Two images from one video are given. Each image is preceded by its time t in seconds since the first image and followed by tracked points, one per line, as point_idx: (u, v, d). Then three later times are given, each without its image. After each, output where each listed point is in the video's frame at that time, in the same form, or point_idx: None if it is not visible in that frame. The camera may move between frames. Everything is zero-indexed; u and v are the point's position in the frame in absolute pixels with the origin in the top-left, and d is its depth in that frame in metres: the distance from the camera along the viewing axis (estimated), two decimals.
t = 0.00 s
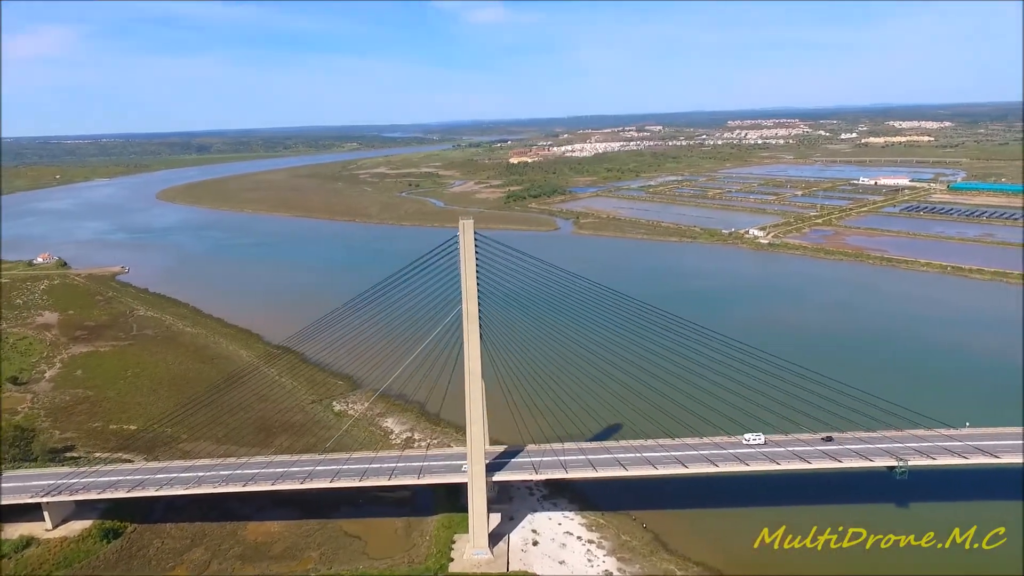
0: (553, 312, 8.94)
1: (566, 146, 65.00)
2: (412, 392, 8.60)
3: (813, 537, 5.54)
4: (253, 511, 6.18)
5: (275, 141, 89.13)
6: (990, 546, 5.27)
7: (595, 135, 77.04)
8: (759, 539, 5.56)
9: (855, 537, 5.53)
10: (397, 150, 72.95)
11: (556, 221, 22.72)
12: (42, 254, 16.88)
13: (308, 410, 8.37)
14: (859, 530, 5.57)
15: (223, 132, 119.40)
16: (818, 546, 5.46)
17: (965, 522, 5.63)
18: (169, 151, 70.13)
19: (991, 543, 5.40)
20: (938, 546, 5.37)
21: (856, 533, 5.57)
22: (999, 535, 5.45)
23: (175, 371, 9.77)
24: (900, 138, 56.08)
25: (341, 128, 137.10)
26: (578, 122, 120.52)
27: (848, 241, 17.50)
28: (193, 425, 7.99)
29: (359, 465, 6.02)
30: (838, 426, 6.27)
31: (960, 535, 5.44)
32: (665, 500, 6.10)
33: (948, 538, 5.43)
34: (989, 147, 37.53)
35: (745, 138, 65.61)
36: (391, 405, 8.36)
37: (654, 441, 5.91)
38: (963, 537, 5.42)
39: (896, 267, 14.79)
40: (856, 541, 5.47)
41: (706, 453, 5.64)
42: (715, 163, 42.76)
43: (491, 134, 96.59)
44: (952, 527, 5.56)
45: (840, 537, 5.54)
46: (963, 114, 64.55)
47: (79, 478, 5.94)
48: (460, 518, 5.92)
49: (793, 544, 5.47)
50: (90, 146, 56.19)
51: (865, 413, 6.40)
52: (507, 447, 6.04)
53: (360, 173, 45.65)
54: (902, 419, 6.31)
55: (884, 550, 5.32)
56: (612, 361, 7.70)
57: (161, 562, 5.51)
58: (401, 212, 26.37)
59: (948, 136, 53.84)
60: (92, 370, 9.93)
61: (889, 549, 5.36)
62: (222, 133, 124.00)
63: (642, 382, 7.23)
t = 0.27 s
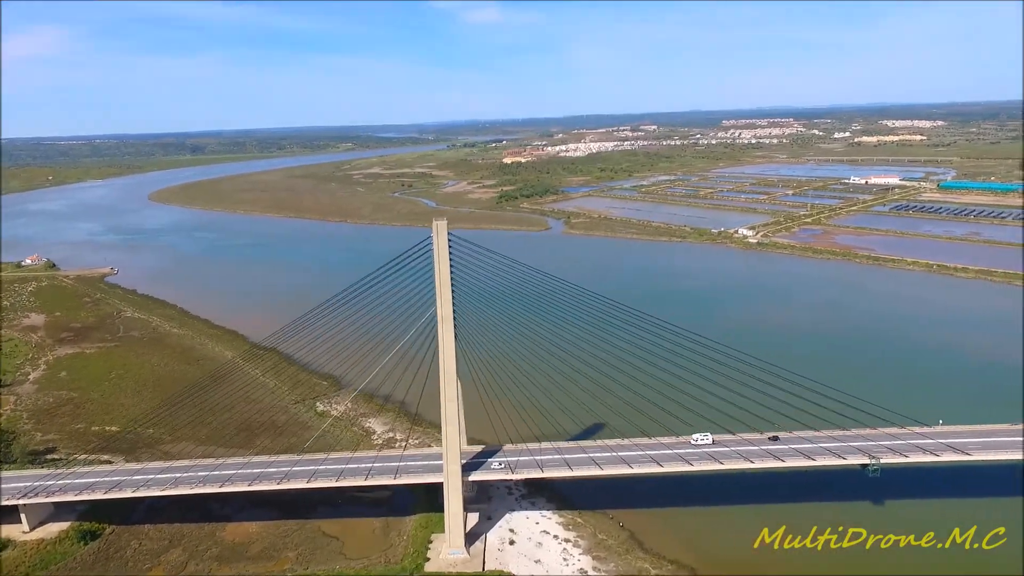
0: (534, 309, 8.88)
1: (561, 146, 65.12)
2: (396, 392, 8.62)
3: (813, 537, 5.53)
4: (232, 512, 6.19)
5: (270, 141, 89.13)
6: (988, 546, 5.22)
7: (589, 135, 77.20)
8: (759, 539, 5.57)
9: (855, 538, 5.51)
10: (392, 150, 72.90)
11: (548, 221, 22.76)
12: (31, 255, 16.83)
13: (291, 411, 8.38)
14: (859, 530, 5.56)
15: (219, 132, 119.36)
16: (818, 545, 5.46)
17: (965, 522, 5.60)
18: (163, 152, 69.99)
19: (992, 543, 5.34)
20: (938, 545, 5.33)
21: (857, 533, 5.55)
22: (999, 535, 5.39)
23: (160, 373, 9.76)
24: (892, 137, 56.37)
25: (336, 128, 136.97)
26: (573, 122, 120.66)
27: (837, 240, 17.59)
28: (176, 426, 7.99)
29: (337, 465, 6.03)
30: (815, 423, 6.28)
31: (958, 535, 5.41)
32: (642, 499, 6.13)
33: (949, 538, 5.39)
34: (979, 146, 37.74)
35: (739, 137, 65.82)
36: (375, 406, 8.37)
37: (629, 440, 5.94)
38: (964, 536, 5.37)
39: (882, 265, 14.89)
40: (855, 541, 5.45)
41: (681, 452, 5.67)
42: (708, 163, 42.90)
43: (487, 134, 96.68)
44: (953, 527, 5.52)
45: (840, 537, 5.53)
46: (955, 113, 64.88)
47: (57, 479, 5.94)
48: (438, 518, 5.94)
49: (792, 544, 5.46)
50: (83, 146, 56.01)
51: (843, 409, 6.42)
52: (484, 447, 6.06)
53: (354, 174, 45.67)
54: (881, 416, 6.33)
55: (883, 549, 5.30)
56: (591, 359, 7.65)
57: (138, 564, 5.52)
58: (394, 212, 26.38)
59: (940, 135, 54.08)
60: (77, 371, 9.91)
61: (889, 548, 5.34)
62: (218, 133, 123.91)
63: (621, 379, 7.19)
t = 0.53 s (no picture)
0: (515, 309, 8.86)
1: (557, 146, 65.16)
2: (380, 393, 8.65)
3: (813, 537, 5.54)
4: (213, 512, 6.21)
5: (267, 142, 89.13)
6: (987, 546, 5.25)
7: (586, 135, 77.24)
8: (759, 539, 5.58)
9: (855, 537, 5.51)
10: (388, 150, 72.91)
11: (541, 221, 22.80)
12: (22, 257, 16.83)
13: (276, 412, 8.40)
14: (859, 530, 5.56)
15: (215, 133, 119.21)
16: (818, 545, 5.47)
17: (965, 521, 5.62)
18: (160, 154, 70.04)
19: (991, 543, 5.37)
20: (938, 546, 5.35)
21: (856, 532, 5.56)
22: (999, 535, 5.41)
23: (146, 374, 9.78)
24: (888, 136, 56.45)
25: (333, 128, 136.90)
26: (570, 122, 120.71)
27: (827, 239, 17.66)
28: (160, 427, 8.01)
29: (316, 465, 6.05)
30: (793, 422, 6.32)
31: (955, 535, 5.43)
32: (621, 498, 6.16)
33: (948, 539, 5.39)
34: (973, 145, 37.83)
35: (735, 136, 65.90)
36: (360, 406, 8.40)
37: (605, 439, 5.97)
38: (963, 537, 5.37)
39: (870, 264, 14.93)
40: (855, 541, 5.46)
41: (657, 451, 5.70)
42: (703, 162, 42.95)
43: (484, 135, 96.67)
44: (953, 527, 5.52)
45: (840, 537, 5.54)
46: (951, 112, 65.00)
47: (36, 480, 5.96)
48: (417, 517, 5.96)
49: (793, 544, 5.47)
50: (79, 147, 56.01)
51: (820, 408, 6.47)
52: (462, 447, 6.08)
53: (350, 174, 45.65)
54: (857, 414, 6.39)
55: (883, 550, 5.32)
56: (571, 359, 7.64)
57: (116, 564, 5.54)
58: (388, 213, 26.40)
59: (935, 135, 54.19)
60: (64, 373, 9.92)
61: (888, 549, 5.35)
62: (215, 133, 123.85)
63: (602, 380, 7.19)
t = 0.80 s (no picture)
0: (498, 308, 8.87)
1: (554, 146, 65.19)
2: (366, 394, 8.68)
3: (813, 537, 5.48)
4: (195, 512, 6.24)
5: (265, 142, 89.14)
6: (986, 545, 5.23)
7: (584, 135, 77.31)
8: (759, 539, 5.54)
9: (855, 537, 5.45)
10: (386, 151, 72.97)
11: (535, 221, 22.84)
12: (15, 258, 16.86)
13: (262, 412, 8.44)
14: (859, 529, 5.50)
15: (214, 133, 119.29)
16: (818, 545, 5.40)
17: (965, 521, 5.60)
18: (159, 155, 70.18)
19: (991, 543, 5.34)
20: (938, 546, 5.31)
21: (856, 532, 5.50)
22: (998, 534, 5.39)
23: (135, 375, 9.81)
24: (885, 135, 56.46)
25: (332, 129, 136.93)
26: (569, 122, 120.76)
27: (819, 239, 17.70)
28: (146, 428, 8.04)
29: (296, 465, 6.08)
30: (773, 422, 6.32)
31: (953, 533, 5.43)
32: (600, 497, 6.19)
33: (948, 539, 5.37)
34: (969, 145, 37.85)
35: (732, 136, 65.94)
36: (346, 406, 8.44)
37: (584, 439, 6.00)
38: (963, 537, 5.35)
39: (861, 264, 14.95)
40: (856, 541, 5.40)
41: (634, 450, 5.72)
42: (700, 162, 42.98)
43: (482, 135, 96.76)
44: (953, 527, 5.50)
45: (840, 537, 5.48)
46: (948, 111, 65.01)
47: (17, 481, 5.99)
48: (397, 516, 5.99)
49: (793, 544, 5.42)
50: (77, 148, 56.05)
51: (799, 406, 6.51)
52: (442, 446, 6.11)
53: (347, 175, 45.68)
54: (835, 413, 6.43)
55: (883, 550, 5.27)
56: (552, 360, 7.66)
57: (96, 564, 5.56)
58: (383, 213, 26.44)
59: (931, 134, 54.23)
60: (53, 374, 9.95)
61: (888, 549, 5.31)
62: (214, 134, 123.95)
63: (583, 381, 7.20)
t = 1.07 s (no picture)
0: (481, 308, 8.94)
1: (553, 146, 65.21)
2: (354, 394, 8.71)
3: (813, 537, 5.46)
4: (179, 512, 6.27)
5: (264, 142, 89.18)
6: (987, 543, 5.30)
7: (582, 135, 77.36)
8: (759, 539, 5.53)
9: (855, 537, 5.43)
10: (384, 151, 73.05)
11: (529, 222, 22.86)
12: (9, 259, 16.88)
13: (249, 412, 8.45)
14: (859, 529, 5.47)
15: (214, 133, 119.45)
16: (818, 546, 5.38)
17: (965, 521, 5.60)
18: (157, 155, 70.28)
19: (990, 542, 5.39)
20: (938, 545, 5.30)
21: (856, 532, 5.47)
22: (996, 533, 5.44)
23: (124, 375, 9.84)
24: (882, 135, 56.43)
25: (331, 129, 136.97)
26: (568, 122, 120.76)
27: (812, 238, 17.72)
28: (133, 428, 8.06)
29: (277, 464, 6.11)
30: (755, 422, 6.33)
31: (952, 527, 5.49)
32: (581, 496, 6.22)
33: (948, 539, 5.35)
34: (966, 145, 37.81)
35: (730, 136, 65.92)
36: (333, 405, 8.46)
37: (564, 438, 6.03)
38: (963, 536, 5.34)
39: (852, 264, 14.96)
40: (855, 541, 5.37)
41: (613, 449, 5.76)
42: (697, 162, 42.99)
43: (481, 134, 96.81)
44: (952, 526, 5.49)
45: (840, 537, 5.45)
46: (947, 111, 64.93)
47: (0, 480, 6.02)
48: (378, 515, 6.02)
49: (793, 544, 5.41)
50: (75, 148, 56.05)
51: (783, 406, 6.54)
52: (423, 446, 6.14)
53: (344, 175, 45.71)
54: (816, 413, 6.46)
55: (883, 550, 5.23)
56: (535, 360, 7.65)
57: (78, 564, 5.59)
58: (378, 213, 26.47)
59: (929, 133, 54.23)
60: (42, 374, 9.97)
61: (888, 549, 5.28)
62: (213, 134, 124.10)
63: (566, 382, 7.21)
